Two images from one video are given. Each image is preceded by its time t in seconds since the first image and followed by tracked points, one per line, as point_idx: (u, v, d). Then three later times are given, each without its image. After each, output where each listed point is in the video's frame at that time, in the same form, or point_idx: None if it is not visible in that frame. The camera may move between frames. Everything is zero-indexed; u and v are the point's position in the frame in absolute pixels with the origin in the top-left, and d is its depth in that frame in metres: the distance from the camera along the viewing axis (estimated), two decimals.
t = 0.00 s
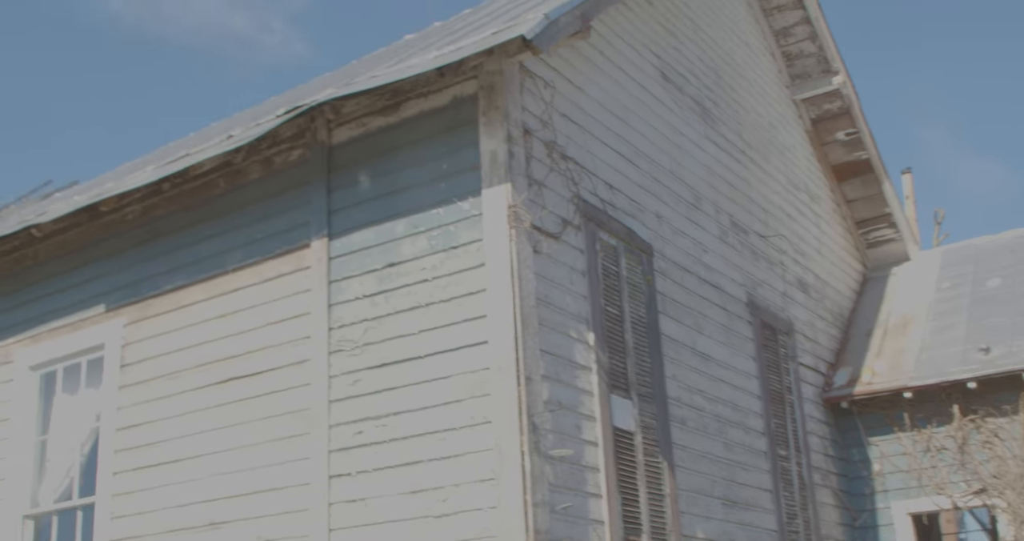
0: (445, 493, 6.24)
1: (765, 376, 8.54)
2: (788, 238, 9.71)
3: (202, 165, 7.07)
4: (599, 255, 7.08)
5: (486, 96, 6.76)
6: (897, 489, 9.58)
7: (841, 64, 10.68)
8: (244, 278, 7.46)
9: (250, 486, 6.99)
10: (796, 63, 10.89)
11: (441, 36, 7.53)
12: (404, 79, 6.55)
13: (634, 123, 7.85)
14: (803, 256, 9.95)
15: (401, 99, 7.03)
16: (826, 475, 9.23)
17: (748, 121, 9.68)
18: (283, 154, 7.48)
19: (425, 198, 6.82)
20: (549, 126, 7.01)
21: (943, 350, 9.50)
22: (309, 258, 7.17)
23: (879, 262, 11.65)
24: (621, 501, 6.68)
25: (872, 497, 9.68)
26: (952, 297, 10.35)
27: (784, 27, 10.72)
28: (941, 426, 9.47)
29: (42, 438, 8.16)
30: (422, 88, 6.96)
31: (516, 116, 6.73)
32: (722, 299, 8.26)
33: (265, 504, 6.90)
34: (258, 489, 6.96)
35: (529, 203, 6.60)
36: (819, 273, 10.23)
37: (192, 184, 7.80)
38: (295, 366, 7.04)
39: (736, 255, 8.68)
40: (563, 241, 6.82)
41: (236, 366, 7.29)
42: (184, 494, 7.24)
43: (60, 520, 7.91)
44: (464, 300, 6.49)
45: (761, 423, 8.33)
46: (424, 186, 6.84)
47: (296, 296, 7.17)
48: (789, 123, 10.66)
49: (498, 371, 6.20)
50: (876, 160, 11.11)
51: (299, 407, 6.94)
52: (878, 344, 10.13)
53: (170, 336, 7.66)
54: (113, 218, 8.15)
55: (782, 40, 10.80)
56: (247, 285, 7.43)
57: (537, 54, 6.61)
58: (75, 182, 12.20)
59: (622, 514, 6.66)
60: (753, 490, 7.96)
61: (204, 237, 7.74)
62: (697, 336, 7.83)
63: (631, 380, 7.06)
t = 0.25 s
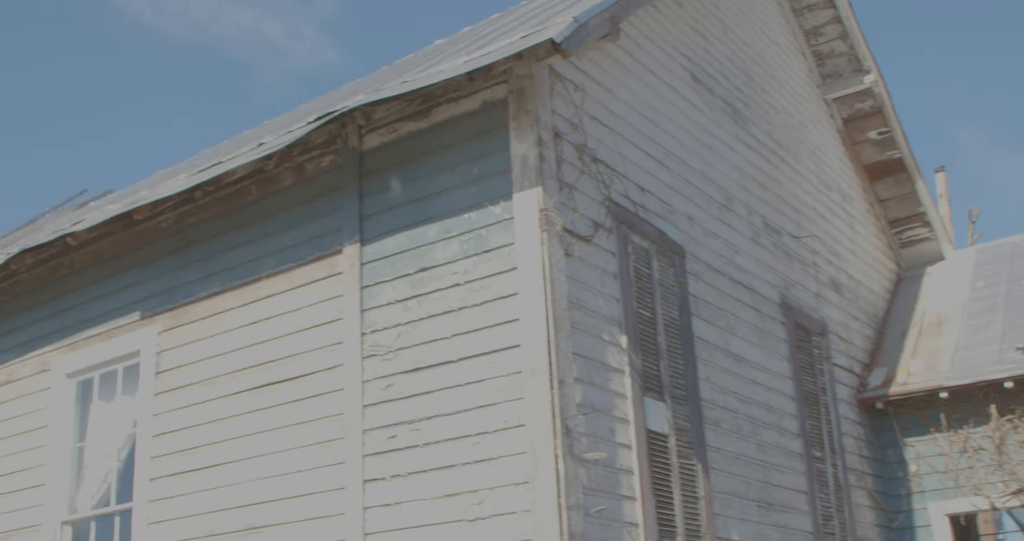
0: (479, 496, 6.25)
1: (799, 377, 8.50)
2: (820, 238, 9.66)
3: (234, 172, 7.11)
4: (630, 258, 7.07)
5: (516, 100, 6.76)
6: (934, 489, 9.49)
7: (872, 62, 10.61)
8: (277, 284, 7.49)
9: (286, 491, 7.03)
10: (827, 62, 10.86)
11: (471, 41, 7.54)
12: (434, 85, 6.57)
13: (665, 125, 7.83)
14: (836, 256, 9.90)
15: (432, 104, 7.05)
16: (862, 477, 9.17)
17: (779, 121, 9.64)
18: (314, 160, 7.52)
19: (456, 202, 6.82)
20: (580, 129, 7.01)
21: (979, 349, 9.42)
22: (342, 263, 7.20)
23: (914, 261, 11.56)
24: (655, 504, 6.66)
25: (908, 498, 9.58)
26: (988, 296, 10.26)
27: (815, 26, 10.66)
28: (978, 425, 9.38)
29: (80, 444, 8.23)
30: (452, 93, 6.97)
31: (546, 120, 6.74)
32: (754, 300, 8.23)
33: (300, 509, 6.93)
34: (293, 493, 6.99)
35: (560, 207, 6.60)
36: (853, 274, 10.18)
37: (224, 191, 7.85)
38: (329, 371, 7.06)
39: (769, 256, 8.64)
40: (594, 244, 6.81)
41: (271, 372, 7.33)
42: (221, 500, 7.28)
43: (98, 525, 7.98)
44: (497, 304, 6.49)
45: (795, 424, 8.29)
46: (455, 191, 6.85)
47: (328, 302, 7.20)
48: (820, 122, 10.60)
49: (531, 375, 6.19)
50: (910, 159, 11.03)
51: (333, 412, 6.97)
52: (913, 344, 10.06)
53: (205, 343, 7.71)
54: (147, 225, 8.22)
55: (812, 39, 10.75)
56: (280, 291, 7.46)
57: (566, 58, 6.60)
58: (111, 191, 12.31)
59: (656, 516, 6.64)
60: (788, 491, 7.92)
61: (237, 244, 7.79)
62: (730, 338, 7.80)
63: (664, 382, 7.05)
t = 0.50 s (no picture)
0: (508, 495, 6.25)
1: (827, 374, 8.46)
2: (848, 234, 9.61)
3: (261, 174, 7.14)
4: (657, 255, 7.06)
5: (541, 98, 6.75)
6: (965, 486, 9.43)
7: (899, 56, 10.54)
8: (304, 285, 7.52)
9: (315, 490, 7.05)
10: (853, 57, 10.81)
11: (496, 40, 7.54)
12: (459, 84, 6.56)
13: (691, 122, 7.81)
14: (864, 252, 9.84)
15: (457, 104, 7.05)
16: (892, 473, 9.12)
17: (805, 117, 9.60)
18: (341, 161, 7.53)
19: (482, 202, 6.82)
20: (606, 127, 7.00)
21: (1009, 345, 9.34)
22: (368, 263, 7.21)
23: (942, 256, 11.48)
24: (684, 502, 6.65)
25: (939, 494, 9.53)
26: (1017, 291, 10.18)
27: (841, 21, 10.61)
28: (1009, 421, 9.28)
29: (109, 445, 8.29)
30: (477, 93, 6.96)
31: (571, 118, 6.73)
32: (782, 297, 8.19)
33: (329, 508, 6.95)
34: (322, 493, 7.02)
35: (586, 205, 6.59)
36: (881, 269, 10.12)
37: (252, 193, 7.88)
38: (356, 371, 7.08)
39: (796, 252, 8.60)
40: (621, 242, 6.80)
41: (298, 373, 7.35)
42: (250, 500, 7.32)
43: (129, 525, 8.03)
44: (524, 303, 6.49)
45: (825, 421, 8.25)
46: (481, 190, 6.85)
47: (355, 302, 7.21)
48: (846, 117, 10.55)
49: (559, 374, 6.18)
50: (938, 154, 10.95)
51: (360, 412, 6.98)
52: (943, 339, 10.00)
53: (233, 344, 7.74)
54: (175, 227, 8.26)
55: (838, 34, 10.70)
56: (307, 291, 7.48)
57: (591, 56, 6.58)
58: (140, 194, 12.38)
59: (685, 514, 6.63)
60: (817, 489, 7.89)
61: (265, 245, 7.82)
62: (758, 335, 7.78)
63: (692, 380, 7.03)
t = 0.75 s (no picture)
0: (536, 494, 6.25)
1: (855, 371, 8.42)
2: (875, 230, 9.56)
3: (287, 175, 7.16)
4: (683, 253, 7.04)
5: (565, 96, 6.74)
6: (995, 482, 9.34)
7: (925, 50, 10.48)
8: (330, 285, 7.54)
9: (342, 490, 7.06)
10: (878, 51, 10.77)
11: (520, 39, 7.54)
12: (483, 83, 6.56)
13: (716, 119, 7.80)
14: (891, 247, 9.79)
15: (481, 103, 7.06)
16: (920, 470, 9.07)
17: (831, 112, 9.56)
18: (366, 161, 7.55)
19: (507, 201, 6.82)
20: (630, 124, 6.99)
21: None
22: (394, 263, 7.22)
23: (970, 251, 11.39)
24: (712, 500, 6.63)
25: (969, 491, 9.46)
26: None
27: (866, 15, 10.56)
28: None
29: (139, 446, 8.33)
30: (501, 91, 6.97)
31: (596, 116, 6.72)
32: (809, 294, 8.16)
33: (357, 508, 6.97)
34: (350, 493, 7.03)
35: (611, 203, 6.57)
36: (908, 265, 10.06)
37: (277, 194, 7.92)
38: (382, 371, 7.09)
39: (823, 248, 8.57)
40: (646, 239, 6.78)
41: (325, 373, 7.37)
42: (278, 499, 7.34)
43: (159, 526, 8.08)
44: (550, 301, 6.48)
45: (852, 418, 8.21)
46: (506, 189, 6.85)
47: (381, 302, 7.22)
48: (871, 113, 10.50)
49: (586, 372, 6.17)
50: (965, 148, 10.85)
51: (387, 412, 6.99)
52: (971, 335, 9.93)
53: (260, 344, 7.78)
54: (202, 229, 8.31)
55: (863, 28, 10.65)
56: (333, 291, 7.50)
57: (614, 53, 6.56)
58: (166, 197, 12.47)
59: (712, 512, 6.61)
60: (845, 486, 7.85)
61: (291, 246, 7.85)
62: (785, 332, 7.75)
63: (719, 377, 7.01)
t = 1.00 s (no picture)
0: (561, 492, 6.24)
1: (880, 367, 8.38)
2: (899, 226, 9.51)
3: (310, 175, 7.18)
4: (706, 250, 7.02)
5: (587, 95, 6.74)
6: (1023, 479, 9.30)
7: (948, 45, 10.41)
8: (353, 285, 7.55)
9: (368, 489, 7.08)
10: (901, 46, 10.72)
11: (542, 37, 7.54)
12: (505, 82, 6.56)
13: (739, 116, 7.78)
14: (916, 243, 9.73)
15: (503, 102, 7.06)
16: (947, 467, 9.01)
17: (855, 108, 9.52)
18: (388, 161, 7.57)
19: (530, 199, 6.81)
20: (652, 122, 6.98)
21: None
22: (417, 263, 7.23)
23: (996, 245, 11.30)
24: (737, 497, 6.61)
25: (997, 488, 9.38)
26: None
27: (889, 10, 10.50)
28: None
29: (166, 446, 8.37)
30: (523, 90, 6.97)
31: (618, 114, 6.71)
32: (833, 290, 8.13)
33: (382, 507, 6.98)
34: (375, 492, 7.04)
35: (634, 200, 6.56)
36: (933, 261, 10.01)
37: (301, 195, 7.95)
38: (406, 371, 7.10)
39: (847, 244, 8.53)
40: (669, 237, 6.77)
41: (350, 373, 7.39)
42: (303, 499, 7.37)
43: (186, 526, 8.12)
44: (573, 300, 6.47)
45: (878, 415, 8.17)
46: (528, 188, 6.85)
47: (405, 302, 7.23)
48: (895, 108, 10.44)
49: (610, 371, 6.16)
50: (991, 142, 10.73)
51: (411, 411, 7.00)
52: (998, 330, 9.85)
53: (285, 345, 7.80)
54: (226, 230, 8.34)
55: (886, 23, 10.60)
56: (357, 291, 7.52)
57: (636, 51, 6.55)
58: (191, 199, 12.54)
59: (738, 510, 6.59)
60: (871, 483, 7.82)
61: (314, 247, 7.87)
62: (810, 329, 7.72)
63: (743, 375, 6.99)
